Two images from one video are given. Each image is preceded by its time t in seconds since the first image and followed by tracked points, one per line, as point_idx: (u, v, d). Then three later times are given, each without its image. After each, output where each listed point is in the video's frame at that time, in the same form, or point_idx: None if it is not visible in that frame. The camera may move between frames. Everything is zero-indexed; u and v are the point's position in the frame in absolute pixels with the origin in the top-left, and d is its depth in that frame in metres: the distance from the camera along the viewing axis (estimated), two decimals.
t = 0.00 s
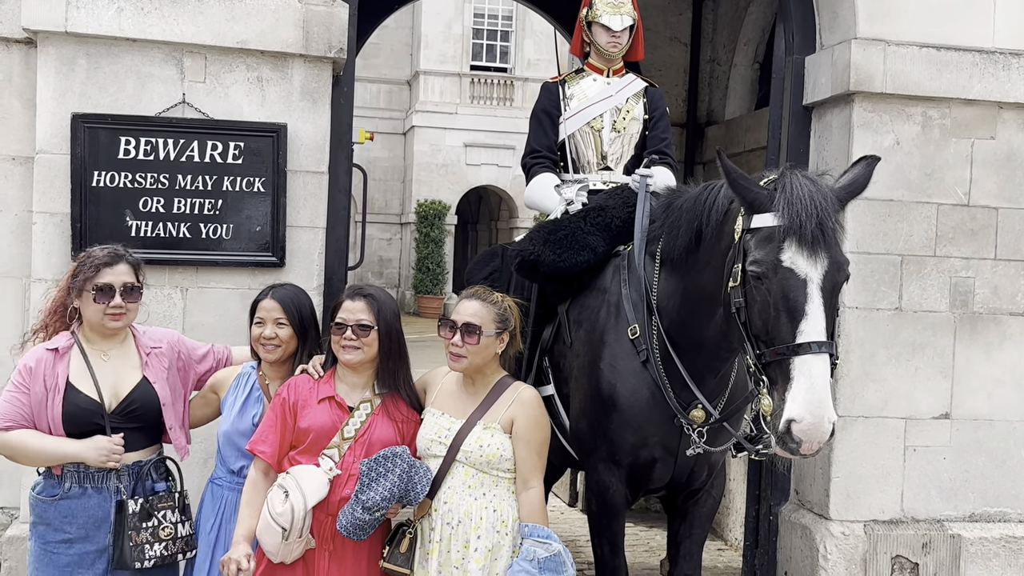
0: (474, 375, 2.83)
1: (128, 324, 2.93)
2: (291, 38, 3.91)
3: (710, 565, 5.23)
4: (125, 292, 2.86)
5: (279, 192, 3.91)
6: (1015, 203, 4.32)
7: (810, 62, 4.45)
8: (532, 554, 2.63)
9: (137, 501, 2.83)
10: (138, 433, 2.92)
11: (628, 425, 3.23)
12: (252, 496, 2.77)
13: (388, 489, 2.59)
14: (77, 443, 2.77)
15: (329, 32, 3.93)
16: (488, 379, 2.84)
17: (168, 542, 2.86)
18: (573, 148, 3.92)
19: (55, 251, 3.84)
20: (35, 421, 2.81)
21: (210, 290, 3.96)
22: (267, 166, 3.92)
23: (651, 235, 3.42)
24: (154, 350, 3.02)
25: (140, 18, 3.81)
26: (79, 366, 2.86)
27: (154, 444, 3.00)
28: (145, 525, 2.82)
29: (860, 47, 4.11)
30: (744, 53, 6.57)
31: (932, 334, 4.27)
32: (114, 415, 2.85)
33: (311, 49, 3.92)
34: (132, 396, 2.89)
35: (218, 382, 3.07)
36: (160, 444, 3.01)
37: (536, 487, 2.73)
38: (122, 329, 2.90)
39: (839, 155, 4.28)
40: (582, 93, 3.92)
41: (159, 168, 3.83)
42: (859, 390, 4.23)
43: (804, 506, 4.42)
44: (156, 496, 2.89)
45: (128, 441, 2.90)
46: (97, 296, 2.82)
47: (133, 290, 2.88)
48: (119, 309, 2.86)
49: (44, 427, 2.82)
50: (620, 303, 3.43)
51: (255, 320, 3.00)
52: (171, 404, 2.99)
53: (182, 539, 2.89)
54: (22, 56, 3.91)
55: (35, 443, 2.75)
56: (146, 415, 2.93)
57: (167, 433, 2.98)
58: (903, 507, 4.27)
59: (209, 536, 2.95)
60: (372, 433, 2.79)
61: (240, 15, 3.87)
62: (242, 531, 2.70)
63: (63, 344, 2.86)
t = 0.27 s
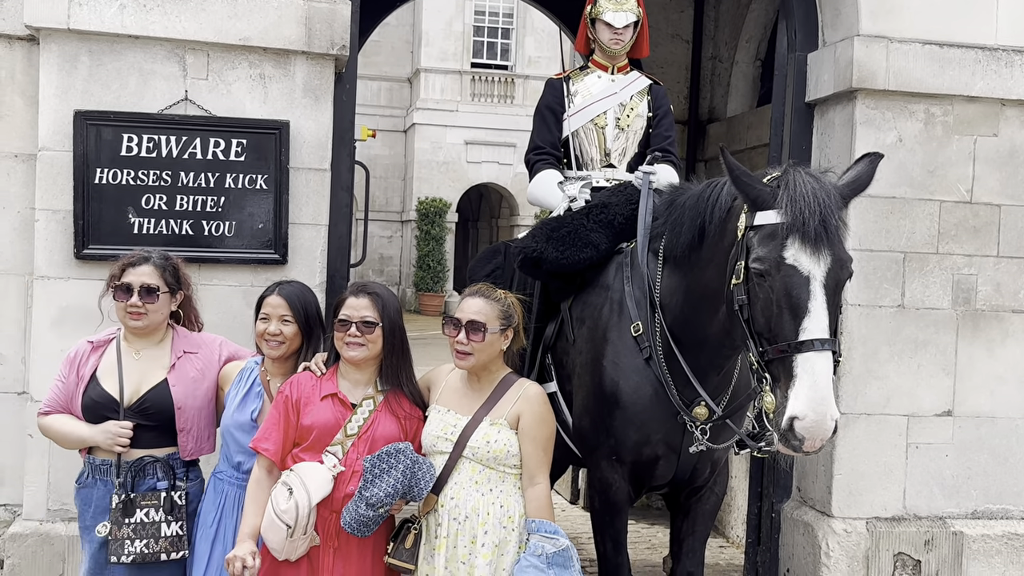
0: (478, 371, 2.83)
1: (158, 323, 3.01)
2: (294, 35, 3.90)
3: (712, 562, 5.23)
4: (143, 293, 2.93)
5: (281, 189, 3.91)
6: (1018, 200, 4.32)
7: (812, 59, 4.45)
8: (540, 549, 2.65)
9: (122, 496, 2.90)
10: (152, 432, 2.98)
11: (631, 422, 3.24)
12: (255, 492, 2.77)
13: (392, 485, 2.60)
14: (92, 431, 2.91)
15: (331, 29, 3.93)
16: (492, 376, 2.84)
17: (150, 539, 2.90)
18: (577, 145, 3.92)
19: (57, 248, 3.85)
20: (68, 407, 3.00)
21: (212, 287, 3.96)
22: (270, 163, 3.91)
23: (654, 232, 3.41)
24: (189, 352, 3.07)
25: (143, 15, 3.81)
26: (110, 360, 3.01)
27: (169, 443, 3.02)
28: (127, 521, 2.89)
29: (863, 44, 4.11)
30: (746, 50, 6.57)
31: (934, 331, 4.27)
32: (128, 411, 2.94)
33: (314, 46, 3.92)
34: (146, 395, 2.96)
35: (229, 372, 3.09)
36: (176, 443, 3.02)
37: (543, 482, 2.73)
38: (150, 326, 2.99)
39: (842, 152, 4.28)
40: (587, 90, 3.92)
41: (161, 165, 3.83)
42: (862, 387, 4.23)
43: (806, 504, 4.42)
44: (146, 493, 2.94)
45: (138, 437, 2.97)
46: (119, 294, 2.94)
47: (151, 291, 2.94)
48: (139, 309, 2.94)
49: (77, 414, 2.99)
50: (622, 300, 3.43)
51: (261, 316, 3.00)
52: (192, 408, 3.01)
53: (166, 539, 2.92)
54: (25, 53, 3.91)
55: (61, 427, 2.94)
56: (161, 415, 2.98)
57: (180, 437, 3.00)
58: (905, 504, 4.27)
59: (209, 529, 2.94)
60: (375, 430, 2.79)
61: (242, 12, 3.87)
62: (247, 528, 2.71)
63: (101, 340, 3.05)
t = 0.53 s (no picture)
0: (479, 369, 2.83)
1: (183, 322, 3.12)
2: (296, 33, 3.91)
3: (713, 559, 5.24)
4: (160, 294, 3.03)
5: (283, 187, 3.91)
6: (1019, 198, 4.32)
7: (814, 57, 4.45)
8: (541, 546, 2.65)
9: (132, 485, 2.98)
10: (168, 427, 3.07)
11: (633, 419, 3.24)
12: (256, 490, 2.77)
13: (395, 482, 2.60)
14: (117, 422, 3.05)
15: (333, 27, 3.93)
16: (493, 373, 2.84)
17: (155, 527, 2.95)
18: (579, 143, 3.92)
19: (59, 246, 3.85)
20: (106, 398, 3.16)
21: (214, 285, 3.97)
22: (271, 161, 3.92)
23: (656, 230, 3.41)
24: (212, 350, 3.15)
25: (145, 13, 3.81)
26: (140, 356, 3.14)
27: (187, 439, 3.10)
28: (136, 510, 2.95)
29: (864, 42, 4.11)
30: (747, 48, 6.57)
31: (935, 329, 4.27)
32: (147, 405, 3.04)
33: (316, 44, 3.93)
34: (167, 390, 3.06)
35: (236, 365, 3.11)
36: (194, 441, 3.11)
37: (544, 479, 2.73)
38: (173, 326, 3.10)
39: (843, 150, 4.28)
40: (590, 88, 3.92)
41: (163, 163, 3.83)
42: (863, 385, 4.23)
43: (807, 501, 4.43)
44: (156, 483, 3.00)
45: (154, 431, 3.06)
46: (140, 295, 3.05)
47: (167, 293, 3.04)
48: (158, 310, 3.05)
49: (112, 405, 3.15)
50: (625, 298, 3.43)
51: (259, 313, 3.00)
52: (209, 406, 3.08)
53: (172, 527, 2.95)
54: (27, 51, 3.91)
55: (95, 418, 3.11)
56: (177, 410, 3.06)
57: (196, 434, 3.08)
58: (906, 502, 4.28)
59: (208, 522, 2.96)
60: (377, 427, 2.79)
61: (244, 10, 3.87)
62: (251, 526, 2.71)
63: (136, 335, 3.19)
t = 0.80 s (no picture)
0: (480, 367, 2.84)
1: (198, 318, 3.13)
2: (296, 32, 3.91)
3: (713, 558, 5.25)
4: (176, 289, 3.04)
5: (283, 186, 3.92)
6: (1019, 196, 4.33)
7: (814, 55, 4.45)
8: (541, 544, 2.66)
9: (144, 479, 3.00)
10: (183, 423, 3.07)
11: (633, 418, 3.25)
12: (256, 488, 2.77)
13: (394, 480, 2.61)
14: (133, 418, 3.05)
15: (334, 26, 3.94)
16: (493, 371, 2.85)
17: (165, 524, 2.96)
18: (581, 141, 3.93)
19: (59, 245, 3.85)
20: (119, 395, 3.16)
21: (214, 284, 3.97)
22: (272, 159, 3.92)
23: (657, 229, 3.41)
24: (228, 347, 3.17)
25: (145, 11, 3.81)
26: (156, 351, 3.15)
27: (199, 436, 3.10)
28: (146, 505, 2.97)
29: (864, 41, 4.12)
30: (747, 47, 6.59)
31: (935, 327, 4.28)
32: (164, 401, 3.05)
33: (316, 43, 3.93)
34: (182, 386, 3.06)
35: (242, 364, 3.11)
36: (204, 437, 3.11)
37: (543, 477, 2.74)
38: (189, 320, 3.10)
39: (843, 149, 4.29)
40: (591, 86, 3.92)
41: (164, 162, 3.84)
42: (863, 384, 4.24)
43: (807, 499, 4.43)
44: (168, 480, 3.01)
45: (169, 426, 3.07)
46: (156, 290, 3.06)
47: (184, 288, 3.05)
48: (175, 305, 3.06)
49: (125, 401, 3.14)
50: (625, 296, 3.44)
51: (263, 309, 3.01)
52: (222, 403, 3.08)
53: (181, 525, 2.97)
54: (27, 50, 3.91)
55: (109, 414, 3.10)
56: (193, 406, 3.06)
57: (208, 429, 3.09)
58: (906, 500, 4.29)
59: (215, 520, 3.00)
60: (378, 425, 2.79)
61: (244, 8, 3.88)
62: (251, 523, 2.72)
63: (152, 331, 3.21)
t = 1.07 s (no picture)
0: (477, 366, 2.84)
1: (204, 316, 3.13)
2: (295, 31, 3.91)
3: (712, 556, 5.26)
4: (183, 287, 3.05)
5: (283, 184, 3.92)
6: (1018, 195, 4.33)
7: (813, 54, 4.45)
8: (542, 543, 2.66)
9: (151, 475, 2.99)
10: (189, 419, 3.07)
11: (633, 417, 3.25)
12: (255, 486, 2.78)
13: (392, 478, 2.61)
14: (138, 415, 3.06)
15: (333, 25, 3.94)
16: (491, 370, 2.85)
17: (170, 523, 2.96)
18: (581, 140, 3.93)
19: (58, 244, 3.85)
20: (123, 392, 3.16)
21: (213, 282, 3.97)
22: (271, 158, 3.92)
23: (657, 228, 3.42)
24: (234, 344, 3.17)
25: (145, 10, 3.81)
26: (161, 347, 3.16)
27: (205, 433, 3.10)
28: (153, 502, 2.98)
29: (863, 40, 4.12)
30: (746, 45, 6.62)
31: (934, 326, 4.28)
32: (170, 397, 3.06)
33: (315, 42, 3.93)
34: (188, 383, 3.06)
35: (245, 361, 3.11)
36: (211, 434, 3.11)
37: (542, 476, 2.74)
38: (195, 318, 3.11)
39: (842, 147, 4.29)
40: (592, 85, 3.92)
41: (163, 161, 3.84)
42: (861, 382, 4.24)
43: (806, 498, 4.44)
44: (174, 478, 3.01)
45: (175, 422, 3.07)
46: (163, 288, 3.06)
47: (191, 286, 3.05)
48: (181, 302, 3.06)
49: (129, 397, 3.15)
50: (625, 295, 3.44)
51: (266, 308, 3.02)
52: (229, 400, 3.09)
53: (186, 525, 2.97)
54: (27, 49, 3.91)
55: (114, 411, 3.10)
56: (199, 402, 3.06)
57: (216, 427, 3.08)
58: (905, 499, 4.29)
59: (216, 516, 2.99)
60: (376, 423, 2.79)
61: (243, 7, 3.88)
62: (249, 522, 2.72)
63: (156, 328, 3.21)
